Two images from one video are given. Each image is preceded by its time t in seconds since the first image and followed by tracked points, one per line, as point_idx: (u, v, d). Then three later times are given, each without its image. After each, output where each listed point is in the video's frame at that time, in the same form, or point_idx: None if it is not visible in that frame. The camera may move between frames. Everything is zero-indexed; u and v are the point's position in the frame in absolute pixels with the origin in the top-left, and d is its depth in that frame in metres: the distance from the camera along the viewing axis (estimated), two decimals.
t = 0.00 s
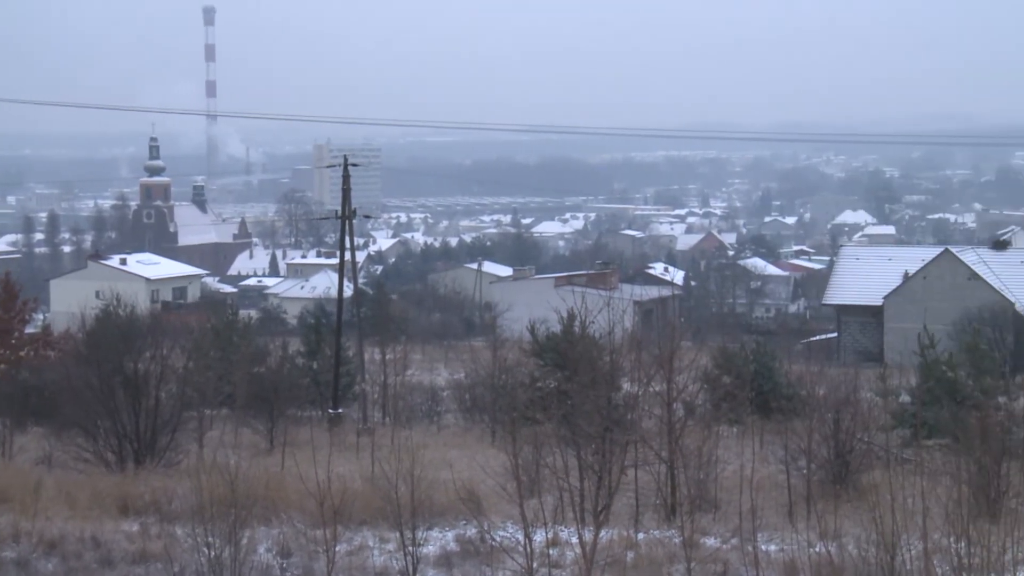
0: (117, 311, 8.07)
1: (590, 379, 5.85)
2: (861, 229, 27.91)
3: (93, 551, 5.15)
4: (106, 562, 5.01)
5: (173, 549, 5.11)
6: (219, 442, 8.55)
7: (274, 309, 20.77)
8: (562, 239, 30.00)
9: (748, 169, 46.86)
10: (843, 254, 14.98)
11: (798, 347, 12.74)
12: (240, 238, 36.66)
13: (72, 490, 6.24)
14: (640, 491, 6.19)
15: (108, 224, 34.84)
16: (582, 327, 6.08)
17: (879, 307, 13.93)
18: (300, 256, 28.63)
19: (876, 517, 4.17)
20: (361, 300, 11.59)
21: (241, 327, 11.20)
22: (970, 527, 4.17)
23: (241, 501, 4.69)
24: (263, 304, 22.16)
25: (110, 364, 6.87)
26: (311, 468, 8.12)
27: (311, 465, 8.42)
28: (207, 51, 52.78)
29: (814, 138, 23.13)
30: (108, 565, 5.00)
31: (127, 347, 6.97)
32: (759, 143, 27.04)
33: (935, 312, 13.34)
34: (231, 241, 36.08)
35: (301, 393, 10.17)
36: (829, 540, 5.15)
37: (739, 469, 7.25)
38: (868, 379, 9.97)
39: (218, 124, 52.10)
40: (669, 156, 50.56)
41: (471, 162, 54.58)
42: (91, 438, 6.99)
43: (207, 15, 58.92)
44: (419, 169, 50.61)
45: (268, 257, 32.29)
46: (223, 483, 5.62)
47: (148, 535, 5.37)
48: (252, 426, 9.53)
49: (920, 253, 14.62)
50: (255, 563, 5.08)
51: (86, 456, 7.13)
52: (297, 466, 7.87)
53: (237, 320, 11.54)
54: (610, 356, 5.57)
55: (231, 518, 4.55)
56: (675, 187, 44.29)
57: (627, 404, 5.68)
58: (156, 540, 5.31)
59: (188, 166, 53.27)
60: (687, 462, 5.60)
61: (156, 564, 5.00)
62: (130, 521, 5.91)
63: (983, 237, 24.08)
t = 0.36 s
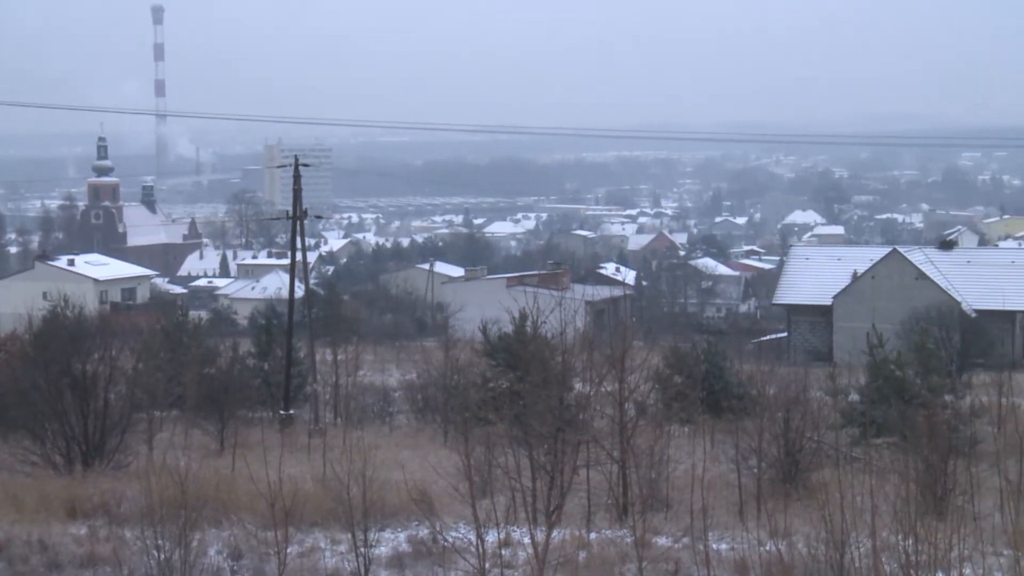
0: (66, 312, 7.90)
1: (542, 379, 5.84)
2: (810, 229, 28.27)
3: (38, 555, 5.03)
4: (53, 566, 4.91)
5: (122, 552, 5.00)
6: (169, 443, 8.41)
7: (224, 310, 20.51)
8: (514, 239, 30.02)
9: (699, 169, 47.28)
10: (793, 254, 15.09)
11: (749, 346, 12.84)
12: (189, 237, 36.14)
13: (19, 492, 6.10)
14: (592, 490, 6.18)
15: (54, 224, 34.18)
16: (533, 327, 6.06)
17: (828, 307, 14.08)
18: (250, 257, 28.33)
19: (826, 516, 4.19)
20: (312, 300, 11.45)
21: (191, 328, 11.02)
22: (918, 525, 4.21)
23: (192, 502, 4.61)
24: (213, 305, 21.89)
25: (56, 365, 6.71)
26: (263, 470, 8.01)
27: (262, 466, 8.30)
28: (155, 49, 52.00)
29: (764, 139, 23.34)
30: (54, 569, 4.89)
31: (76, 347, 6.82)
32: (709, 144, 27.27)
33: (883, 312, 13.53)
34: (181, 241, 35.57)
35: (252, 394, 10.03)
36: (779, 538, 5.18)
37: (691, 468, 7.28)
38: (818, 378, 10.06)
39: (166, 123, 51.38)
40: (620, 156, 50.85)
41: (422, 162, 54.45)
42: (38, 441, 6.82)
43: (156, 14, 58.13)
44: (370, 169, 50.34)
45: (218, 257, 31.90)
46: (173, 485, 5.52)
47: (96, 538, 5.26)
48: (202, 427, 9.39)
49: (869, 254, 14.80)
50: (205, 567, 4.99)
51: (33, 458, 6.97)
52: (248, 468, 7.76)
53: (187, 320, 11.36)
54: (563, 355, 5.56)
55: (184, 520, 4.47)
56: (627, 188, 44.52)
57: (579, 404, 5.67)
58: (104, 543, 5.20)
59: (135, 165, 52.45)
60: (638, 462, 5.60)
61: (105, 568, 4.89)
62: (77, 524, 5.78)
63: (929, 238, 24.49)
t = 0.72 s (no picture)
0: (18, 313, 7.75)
1: (500, 380, 5.82)
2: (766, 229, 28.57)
3: None
4: (5, 570, 4.80)
5: (77, 555, 4.91)
6: (124, 445, 8.27)
7: (181, 311, 20.28)
8: (473, 239, 30.03)
9: (657, 170, 47.61)
10: (749, 254, 15.21)
11: (706, 346, 12.93)
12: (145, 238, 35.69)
13: None
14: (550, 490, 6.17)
15: (6, 224, 33.57)
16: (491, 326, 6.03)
17: (784, 307, 14.21)
18: (207, 257, 28.04)
19: (782, 515, 4.20)
20: (269, 300, 11.32)
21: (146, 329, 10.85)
22: (872, 523, 4.26)
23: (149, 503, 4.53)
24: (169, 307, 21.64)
25: (9, 367, 6.58)
26: (219, 472, 7.90)
27: (218, 468, 8.20)
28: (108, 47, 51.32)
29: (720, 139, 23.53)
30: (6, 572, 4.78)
31: (29, 349, 6.68)
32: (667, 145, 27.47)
33: (838, 311, 13.67)
34: (135, 242, 35.10)
35: (208, 396, 9.89)
36: (735, 537, 5.20)
37: (648, 468, 7.29)
38: (775, 377, 10.15)
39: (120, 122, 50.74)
40: (579, 157, 51.07)
41: (380, 163, 54.28)
42: None
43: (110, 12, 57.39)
44: (328, 169, 50.08)
45: (174, 258, 31.54)
46: (128, 487, 5.42)
47: (50, 542, 5.15)
48: (157, 429, 9.25)
49: (824, 254, 14.96)
50: (161, 569, 4.90)
51: None
52: (204, 470, 7.65)
53: (143, 321, 11.18)
54: (520, 356, 5.54)
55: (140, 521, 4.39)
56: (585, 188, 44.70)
57: (538, 404, 5.66)
58: (58, 547, 5.09)
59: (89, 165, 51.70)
60: (596, 462, 5.60)
61: (59, 572, 4.79)
62: (30, 528, 5.65)
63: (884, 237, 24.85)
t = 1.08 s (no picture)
0: None
1: (465, 380, 5.79)
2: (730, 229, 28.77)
3: None
4: None
5: (36, 559, 4.82)
6: (85, 448, 8.15)
7: (143, 312, 20.06)
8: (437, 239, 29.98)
9: (621, 171, 47.81)
10: (713, 254, 15.28)
11: (670, 346, 12.99)
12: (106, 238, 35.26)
13: None
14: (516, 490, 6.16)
15: None
16: (456, 326, 5.99)
17: (747, 307, 14.29)
18: (169, 258, 27.76)
19: (746, 515, 4.20)
20: (231, 301, 11.19)
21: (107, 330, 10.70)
22: (835, 521, 4.29)
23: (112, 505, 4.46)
24: (131, 308, 21.40)
25: None
26: (182, 474, 7.81)
27: (181, 469, 8.10)
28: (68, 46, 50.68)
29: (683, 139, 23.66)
30: None
31: None
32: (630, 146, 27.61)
33: (801, 311, 13.77)
34: (96, 242, 34.63)
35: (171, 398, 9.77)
36: (699, 537, 5.22)
37: (613, 468, 7.30)
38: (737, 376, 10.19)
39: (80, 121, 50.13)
40: (543, 157, 51.17)
41: (344, 163, 54.06)
42: None
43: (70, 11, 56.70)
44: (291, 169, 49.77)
45: (136, 259, 31.18)
46: (88, 490, 5.33)
47: (9, 545, 5.05)
48: (119, 431, 9.13)
49: (786, 254, 15.06)
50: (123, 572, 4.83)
51: None
52: (167, 472, 7.56)
53: (103, 322, 11.02)
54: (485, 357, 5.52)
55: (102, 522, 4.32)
56: (549, 188, 44.77)
57: (502, 404, 5.64)
58: (18, 551, 5.00)
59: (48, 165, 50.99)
60: (560, 462, 5.58)
61: None
62: None
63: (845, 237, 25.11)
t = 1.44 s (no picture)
0: None
1: (431, 380, 5.76)
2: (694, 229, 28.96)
3: None
4: None
5: None
6: (45, 450, 8.02)
7: (106, 314, 19.80)
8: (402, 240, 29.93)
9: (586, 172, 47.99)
10: (678, 255, 15.34)
11: (636, 346, 13.04)
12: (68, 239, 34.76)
13: None
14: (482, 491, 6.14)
15: None
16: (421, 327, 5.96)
17: (712, 307, 14.37)
18: (131, 259, 27.47)
19: (711, 514, 4.21)
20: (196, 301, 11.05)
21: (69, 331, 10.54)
22: (799, 521, 4.31)
23: (74, 508, 4.39)
24: (93, 309, 21.12)
25: None
26: (145, 476, 7.70)
27: (144, 472, 7.99)
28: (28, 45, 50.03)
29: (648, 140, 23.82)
30: None
31: None
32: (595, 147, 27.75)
33: (765, 311, 13.87)
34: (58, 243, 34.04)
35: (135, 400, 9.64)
36: (665, 536, 5.23)
37: (579, 468, 7.30)
38: (702, 375, 10.24)
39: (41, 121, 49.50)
40: (508, 158, 51.26)
41: (309, 164, 53.81)
42: None
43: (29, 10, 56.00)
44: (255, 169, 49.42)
45: (98, 260, 30.77)
46: (49, 494, 5.23)
47: None
48: (82, 433, 8.99)
49: (750, 254, 15.16)
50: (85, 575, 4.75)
51: None
52: (130, 474, 7.46)
53: (65, 323, 10.84)
54: (451, 358, 5.49)
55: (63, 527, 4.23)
56: (515, 188, 44.85)
57: (469, 405, 5.62)
58: None
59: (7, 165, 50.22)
60: (526, 462, 5.57)
61: None
62: None
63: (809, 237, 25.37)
